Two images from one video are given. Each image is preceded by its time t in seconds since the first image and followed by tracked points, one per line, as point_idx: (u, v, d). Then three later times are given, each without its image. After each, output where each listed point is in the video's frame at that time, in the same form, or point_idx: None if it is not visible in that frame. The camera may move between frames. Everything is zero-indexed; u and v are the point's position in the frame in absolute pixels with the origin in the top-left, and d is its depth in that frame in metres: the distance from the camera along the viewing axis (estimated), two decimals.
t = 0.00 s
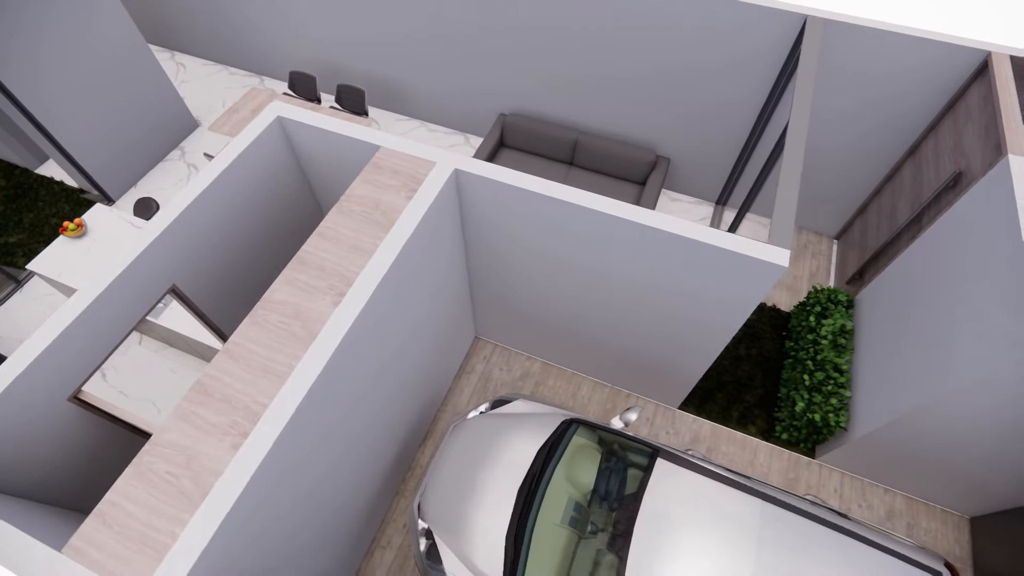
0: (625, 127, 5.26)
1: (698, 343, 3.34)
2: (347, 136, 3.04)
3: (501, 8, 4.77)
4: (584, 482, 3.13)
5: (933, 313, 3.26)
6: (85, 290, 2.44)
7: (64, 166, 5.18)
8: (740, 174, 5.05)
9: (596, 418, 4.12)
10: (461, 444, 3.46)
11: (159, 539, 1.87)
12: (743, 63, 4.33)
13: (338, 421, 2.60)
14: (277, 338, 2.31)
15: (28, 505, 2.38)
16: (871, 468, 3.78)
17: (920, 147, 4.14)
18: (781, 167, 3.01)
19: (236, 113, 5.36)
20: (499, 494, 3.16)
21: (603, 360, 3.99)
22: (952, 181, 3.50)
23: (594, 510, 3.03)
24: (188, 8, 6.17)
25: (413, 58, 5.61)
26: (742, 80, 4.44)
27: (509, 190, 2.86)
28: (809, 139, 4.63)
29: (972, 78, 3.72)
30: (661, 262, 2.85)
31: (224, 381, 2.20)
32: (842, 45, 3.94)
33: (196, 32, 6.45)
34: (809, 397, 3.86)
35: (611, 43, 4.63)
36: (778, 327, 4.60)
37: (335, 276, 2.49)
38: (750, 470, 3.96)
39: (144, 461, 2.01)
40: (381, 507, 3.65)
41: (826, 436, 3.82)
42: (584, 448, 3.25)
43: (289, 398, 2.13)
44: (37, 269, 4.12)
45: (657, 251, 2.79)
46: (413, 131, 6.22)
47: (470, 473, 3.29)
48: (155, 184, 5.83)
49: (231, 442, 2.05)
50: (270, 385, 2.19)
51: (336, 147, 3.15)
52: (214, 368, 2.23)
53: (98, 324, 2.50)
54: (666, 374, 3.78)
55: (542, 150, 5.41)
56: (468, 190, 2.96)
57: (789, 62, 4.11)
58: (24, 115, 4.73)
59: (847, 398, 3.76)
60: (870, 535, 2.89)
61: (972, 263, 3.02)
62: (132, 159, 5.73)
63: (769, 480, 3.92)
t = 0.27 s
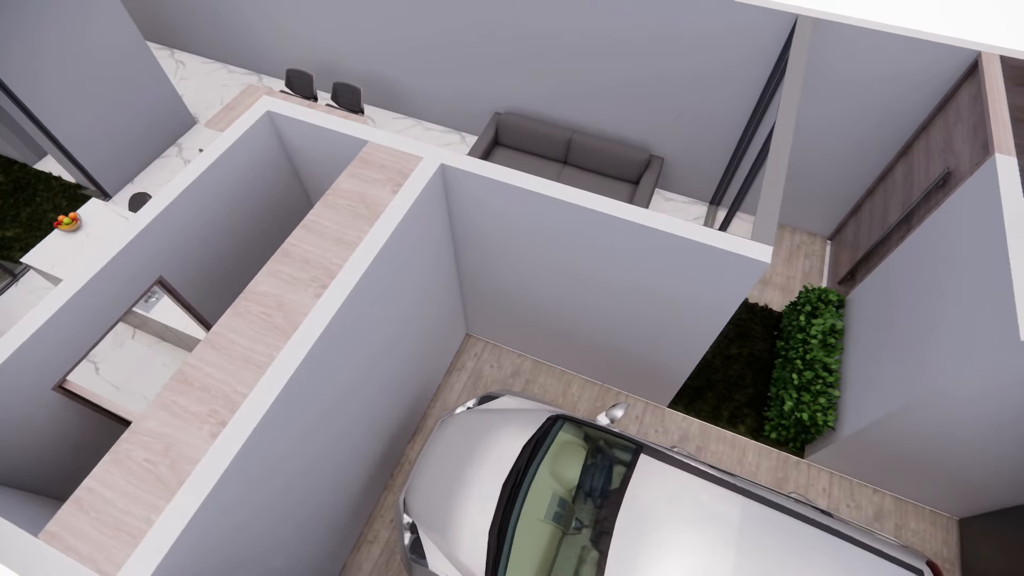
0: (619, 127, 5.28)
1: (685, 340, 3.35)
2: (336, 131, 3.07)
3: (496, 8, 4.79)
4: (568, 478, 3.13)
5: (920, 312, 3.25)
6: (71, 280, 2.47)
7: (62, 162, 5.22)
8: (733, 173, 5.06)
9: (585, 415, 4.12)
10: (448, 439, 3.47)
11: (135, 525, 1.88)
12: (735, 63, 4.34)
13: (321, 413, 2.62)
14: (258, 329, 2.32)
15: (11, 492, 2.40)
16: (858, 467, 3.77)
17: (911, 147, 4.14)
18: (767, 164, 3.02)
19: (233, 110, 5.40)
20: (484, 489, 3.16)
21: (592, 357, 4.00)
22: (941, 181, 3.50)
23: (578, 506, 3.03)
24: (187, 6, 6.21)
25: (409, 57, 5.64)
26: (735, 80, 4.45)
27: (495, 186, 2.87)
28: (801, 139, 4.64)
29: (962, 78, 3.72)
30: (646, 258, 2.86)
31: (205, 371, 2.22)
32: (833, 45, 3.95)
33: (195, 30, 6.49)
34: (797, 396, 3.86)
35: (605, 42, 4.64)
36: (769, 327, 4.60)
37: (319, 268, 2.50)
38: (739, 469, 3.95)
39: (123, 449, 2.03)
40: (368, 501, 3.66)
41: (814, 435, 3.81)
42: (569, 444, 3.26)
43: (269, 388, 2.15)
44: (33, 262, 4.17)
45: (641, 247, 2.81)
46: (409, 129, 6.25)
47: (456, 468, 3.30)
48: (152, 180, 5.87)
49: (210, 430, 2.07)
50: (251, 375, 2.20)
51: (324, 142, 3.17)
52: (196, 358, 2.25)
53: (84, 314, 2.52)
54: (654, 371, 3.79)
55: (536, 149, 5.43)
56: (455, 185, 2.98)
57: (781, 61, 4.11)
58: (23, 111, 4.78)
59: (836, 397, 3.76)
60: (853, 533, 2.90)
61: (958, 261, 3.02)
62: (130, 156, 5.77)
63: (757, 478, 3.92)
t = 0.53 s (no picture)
0: (613, 126, 5.29)
1: (672, 337, 3.35)
2: (325, 126, 3.09)
3: (490, 7, 4.80)
4: (553, 473, 3.14)
5: (907, 311, 3.25)
6: (57, 269, 2.49)
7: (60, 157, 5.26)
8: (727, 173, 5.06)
9: (574, 412, 4.13)
10: (434, 434, 3.47)
11: (111, 511, 1.90)
12: (728, 62, 4.35)
13: (305, 405, 2.64)
14: (240, 320, 2.34)
15: None
16: (847, 467, 3.77)
17: (903, 147, 4.14)
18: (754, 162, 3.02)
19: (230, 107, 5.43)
20: (468, 484, 3.16)
21: (582, 354, 4.01)
22: (930, 181, 3.50)
23: (563, 502, 3.04)
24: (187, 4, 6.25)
25: (405, 55, 5.66)
26: (728, 79, 4.45)
27: (480, 181, 2.89)
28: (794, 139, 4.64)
29: (953, 79, 3.71)
30: (631, 254, 2.87)
31: (186, 360, 2.23)
32: (825, 45, 3.95)
33: (195, 28, 6.54)
34: (786, 395, 3.85)
35: (599, 42, 4.65)
36: (761, 327, 4.60)
37: (302, 260, 2.52)
38: (728, 467, 3.95)
39: (103, 436, 2.05)
40: (356, 495, 3.67)
41: (803, 434, 3.81)
42: (555, 440, 3.26)
43: (249, 377, 2.16)
44: (27, 256, 4.20)
45: (626, 242, 2.81)
46: (405, 127, 6.28)
47: (442, 463, 3.30)
48: (150, 176, 5.91)
49: (189, 419, 2.08)
50: (231, 365, 2.22)
51: (313, 136, 3.19)
52: (178, 347, 2.27)
53: (70, 304, 2.55)
54: (642, 368, 3.79)
55: (531, 147, 5.45)
56: (441, 180, 3.00)
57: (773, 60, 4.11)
58: (22, 108, 4.82)
59: (824, 396, 3.75)
60: (836, 531, 2.91)
61: (944, 260, 3.02)
62: (128, 152, 5.81)
63: (746, 477, 3.91)
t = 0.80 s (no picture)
0: (607, 125, 5.30)
1: (658, 333, 3.37)
2: (313, 120, 3.11)
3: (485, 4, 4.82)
4: (538, 468, 3.15)
5: (894, 309, 3.25)
6: (44, 259, 2.51)
7: (59, 152, 5.31)
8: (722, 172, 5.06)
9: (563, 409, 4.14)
10: (420, 428, 3.48)
11: (89, 496, 1.92)
12: (721, 62, 4.35)
13: (288, 397, 2.65)
14: (223, 310, 2.36)
15: None
16: (835, 467, 3.76)
17: (895, 147, 4.14)
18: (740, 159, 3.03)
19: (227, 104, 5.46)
20: (453, 478, 3.16)
21: (571, 351, 4.01)
22: (919, 180, 3.50)
23: (547, 497, 3.04)
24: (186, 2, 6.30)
25: (402, 53, 5.68)
26: (722, 79, 4.46)
27: (467, 176, 2.91)
28: (787, 139, 4.64)
29: (944, 79, 3.71)
30: (616, 249, 2.88)
31: (168, 348, 2.25)
32: (817, 44, 3.95)
33: (194, 26, 6.58)
34: (775, 393, 3.85)
35: (592, 40, 4.66)
36: (752, 326, 4.60)
37: (287, 252, 2.54)
38: (716, 467, 3.94)
39: (83, 423, 2.07)
40: (343, 488, 3.69)
41: (791, 433, 3.81)
42: (541, 435, 3.27)
43: (230, 367, 2.18)
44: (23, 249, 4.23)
45: (611, 238, 2.82)
46: (402, 126, 6.31)
47: (427, 457, 3.31)
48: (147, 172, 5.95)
49: (169, 406, 2.10)
50: (212, 353, 2.24)
51: (303, 130, 3.21)
52: (160, 336, 2.29)
53: (56, 294, 2.57)
54: (631, 365, 3.79)
55: (525, 146, 5.47)
56: (428, 174, 3.01)
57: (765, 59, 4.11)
58: (21, 104, 4.87)
59: (813, 395, 3.75)
60: (819, 529, 2.92)
61: (929, 259, 3.02)
62: (126, 148, 5.86)
63: (734, 476, 3.91)
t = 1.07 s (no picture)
0: (601, 124, 5.31)
1: (645, 328, 3.38)
2: (303, 114, 3.13)
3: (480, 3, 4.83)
4: (523, 463, 3.15)
5: (880, 307, 3.24)
6: (32, 249, 2.54)
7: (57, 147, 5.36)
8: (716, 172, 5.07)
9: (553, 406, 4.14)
10: (407, 422, 3.49)
11: (68, 481, 1.93)
12: (714, 61, 4.36)
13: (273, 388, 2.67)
14: (206, 300, 2.37)
15: None
16: (824, 466, 3.75)
17: (887, 148, 4.14)
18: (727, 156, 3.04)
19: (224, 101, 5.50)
20: (438, 472, 3.17)
21: (561, 347, 4.03)
22: (909, 179, 3.50)
23: (532, 492, 3.05)
24: None
25: (399, 52, 5.71)
26: (715, 77, 4.46)
27: (454, 170, 2.92)
28: (780, 139, 4.64)
29: (935, 79, 3.71)
30: (602, 244, 2.90)
31: (151, 337, 2.27)
32: (810, 43, 3.95)
33: (194, 23, 6.63)
34: (763, 392, 3.85)
35: (587, 39, 4.67)
36: (744, 325, 4.60)
37: (272, 244, 2.56)
38: (705, 465, 3.94)
39: (65, 409, 2.09)
40: (331, 482, 3.71)
41: (780, 432, 3.80)
42: (527, 431, 3.28)
43: (211, 356, 2.20)
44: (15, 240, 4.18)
45: (597, 233, 2.84)
46: (399, 124, 6.34)
47: (414, 451, 3.32)
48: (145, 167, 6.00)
49: (150, 394, 2.12)
50: (194, 343, 2.25)
51: (293, 125, 3.24)
52: (144, 325, 2.30)
53: (42, 283, 2.59)
54: (620, 361, 3.80)
55: (520, 144, 5.50)
56: (416, 169, 3.03)
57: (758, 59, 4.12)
58: (20, 100, 4.91)
59: (801, 394, 3.75)
60: (802, 526, 2.93)
61: (915, 257, 3.02)
62: (124, 143, 5.90)
63: (723, 475, 3.90)
